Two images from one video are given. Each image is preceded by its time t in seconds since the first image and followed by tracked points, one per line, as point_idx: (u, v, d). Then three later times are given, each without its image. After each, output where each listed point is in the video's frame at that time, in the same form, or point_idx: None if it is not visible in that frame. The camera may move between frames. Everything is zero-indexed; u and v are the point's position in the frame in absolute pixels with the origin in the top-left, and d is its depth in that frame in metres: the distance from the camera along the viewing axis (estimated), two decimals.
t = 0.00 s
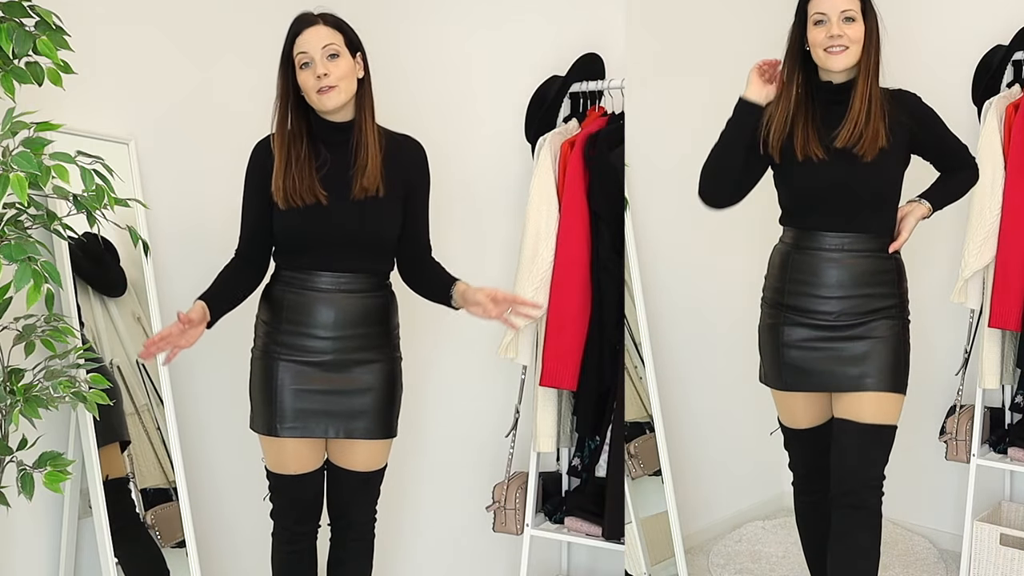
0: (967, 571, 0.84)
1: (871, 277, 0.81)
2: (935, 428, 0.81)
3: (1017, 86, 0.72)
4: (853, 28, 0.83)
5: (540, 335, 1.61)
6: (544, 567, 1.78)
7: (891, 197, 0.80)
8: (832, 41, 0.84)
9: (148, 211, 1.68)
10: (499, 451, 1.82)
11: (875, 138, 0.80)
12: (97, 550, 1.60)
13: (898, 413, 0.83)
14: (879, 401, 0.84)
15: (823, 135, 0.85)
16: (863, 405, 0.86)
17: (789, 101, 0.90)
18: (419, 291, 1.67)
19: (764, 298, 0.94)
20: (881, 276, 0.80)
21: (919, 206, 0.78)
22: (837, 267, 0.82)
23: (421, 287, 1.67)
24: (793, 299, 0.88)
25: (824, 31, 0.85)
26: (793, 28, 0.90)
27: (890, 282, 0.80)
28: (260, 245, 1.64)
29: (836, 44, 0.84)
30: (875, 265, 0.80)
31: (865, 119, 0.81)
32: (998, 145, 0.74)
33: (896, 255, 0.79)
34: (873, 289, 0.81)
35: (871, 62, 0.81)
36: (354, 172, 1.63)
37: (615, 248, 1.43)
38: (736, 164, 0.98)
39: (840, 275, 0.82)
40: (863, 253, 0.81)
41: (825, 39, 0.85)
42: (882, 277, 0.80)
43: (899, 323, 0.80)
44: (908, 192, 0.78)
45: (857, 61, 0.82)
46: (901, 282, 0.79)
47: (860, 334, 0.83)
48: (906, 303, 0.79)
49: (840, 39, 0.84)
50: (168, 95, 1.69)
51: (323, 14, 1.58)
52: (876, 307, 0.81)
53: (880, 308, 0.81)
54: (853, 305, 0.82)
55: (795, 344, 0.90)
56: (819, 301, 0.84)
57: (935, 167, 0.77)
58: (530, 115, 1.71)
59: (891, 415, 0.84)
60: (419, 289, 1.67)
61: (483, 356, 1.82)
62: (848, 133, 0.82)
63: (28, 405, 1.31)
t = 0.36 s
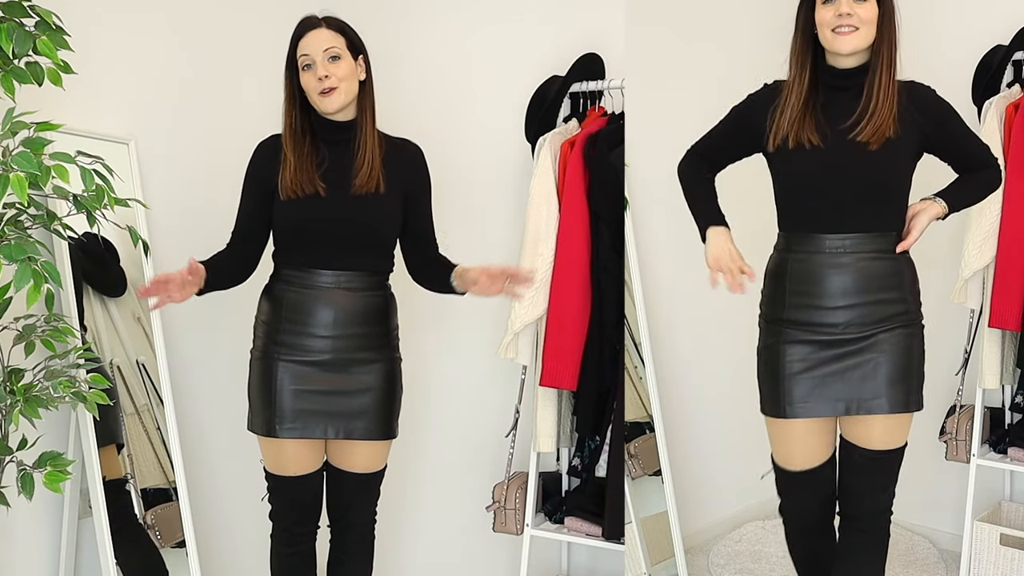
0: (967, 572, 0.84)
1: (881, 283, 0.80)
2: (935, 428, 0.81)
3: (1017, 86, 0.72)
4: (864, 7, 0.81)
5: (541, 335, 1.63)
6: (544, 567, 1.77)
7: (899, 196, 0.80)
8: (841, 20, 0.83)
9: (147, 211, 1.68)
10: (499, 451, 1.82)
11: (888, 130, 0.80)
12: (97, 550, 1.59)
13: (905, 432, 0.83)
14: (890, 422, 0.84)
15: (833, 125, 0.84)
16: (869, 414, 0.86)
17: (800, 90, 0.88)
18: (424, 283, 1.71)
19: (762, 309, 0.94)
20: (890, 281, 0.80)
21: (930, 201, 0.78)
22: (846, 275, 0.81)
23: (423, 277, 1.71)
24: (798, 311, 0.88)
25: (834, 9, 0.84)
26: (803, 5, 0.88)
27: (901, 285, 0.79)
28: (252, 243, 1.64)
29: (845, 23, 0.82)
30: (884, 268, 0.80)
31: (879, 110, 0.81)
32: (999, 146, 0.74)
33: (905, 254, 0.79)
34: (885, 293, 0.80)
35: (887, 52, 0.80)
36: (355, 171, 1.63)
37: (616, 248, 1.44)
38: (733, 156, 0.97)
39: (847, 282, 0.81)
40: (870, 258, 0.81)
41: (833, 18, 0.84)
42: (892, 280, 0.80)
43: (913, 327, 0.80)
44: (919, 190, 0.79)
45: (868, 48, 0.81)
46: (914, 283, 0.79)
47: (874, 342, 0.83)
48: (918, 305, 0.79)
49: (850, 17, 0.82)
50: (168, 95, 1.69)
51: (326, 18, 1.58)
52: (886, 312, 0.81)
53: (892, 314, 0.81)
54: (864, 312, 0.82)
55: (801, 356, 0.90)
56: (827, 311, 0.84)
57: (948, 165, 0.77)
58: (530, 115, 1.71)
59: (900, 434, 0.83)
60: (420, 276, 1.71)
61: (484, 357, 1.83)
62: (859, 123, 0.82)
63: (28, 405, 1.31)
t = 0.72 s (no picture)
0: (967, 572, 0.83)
1: (875, 283, 0.80)
2: (935, 428, 0.81)
3: (1017, 85, 0.72)
4: None
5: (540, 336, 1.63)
6: (544, 566, 1.77)
7: (900, 190, 0.81)
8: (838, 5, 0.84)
9: (148, 211, 1.68)
10: (499, 451, 1.83)
11: (891, 121, 0.81)
12: (97, 550, 1.59)
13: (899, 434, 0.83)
14: (885, 424, 0.84)
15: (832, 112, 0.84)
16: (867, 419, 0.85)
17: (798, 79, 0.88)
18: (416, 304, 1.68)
19: (752, 306, 0.95)
20: (883, 282, 0.80)
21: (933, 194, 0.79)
22: (837, 275, 0.81)
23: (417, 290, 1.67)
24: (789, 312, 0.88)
25: None
26: None
27: (896, 287, 0.79)
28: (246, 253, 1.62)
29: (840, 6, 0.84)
30: (877, 268, 0.80)
31: (881, 98, 0.81)
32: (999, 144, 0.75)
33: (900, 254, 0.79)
34: (880, 294, 0.80)
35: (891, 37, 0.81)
36: (359, 172, 1.63)
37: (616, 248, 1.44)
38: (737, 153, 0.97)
39: (839, 281, 0.81)
40: (864, 258, 0.81)
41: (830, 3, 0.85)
42: (887, 282, 0.80)
43: (908, 330, 0.80)
44: (920, 179, 0.80)
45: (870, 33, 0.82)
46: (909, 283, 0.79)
47: (870, 345, 0.82)
48: (911, 305, 0.79)
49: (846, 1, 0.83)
50: (168, 95, 1.70)
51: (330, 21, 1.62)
52: (880, 313, 0.81)
53: (889, 315, 0.80)
54: (857, 313, 0.81)
55: (792, 357, 0.89)
56: (818, 311, 0.84)
57: (954, 155, 0.77)
58: (530, 114, 1.71)
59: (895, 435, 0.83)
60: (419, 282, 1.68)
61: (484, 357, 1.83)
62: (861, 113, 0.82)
63: (27, 405, 1.31)
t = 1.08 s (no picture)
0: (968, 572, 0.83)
1: (854, 285, 0.82)
2: (935, 428, 0.81)
3: (1017, 85, 0.72)
4: None
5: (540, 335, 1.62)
6: (544, 566, 1.77)
7: (885, 185, 0.81)
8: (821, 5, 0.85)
9: (148, 211, 1.68)
10: (499, 451, 1.83)
11: (878, 117, 0.81)
12: (97, 550, 1.59)
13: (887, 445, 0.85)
14: (868, 426, 0.87)
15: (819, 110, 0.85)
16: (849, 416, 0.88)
17: (786, 77, 0.89)
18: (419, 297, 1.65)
19: (734, 300, 0.98)
20: (863, 285, 0.82)
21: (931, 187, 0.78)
22: (820, 274, 0.84)
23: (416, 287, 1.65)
24: (771, 306, 0.91)
25: None
26: None
27: (876, 289, 0.81)
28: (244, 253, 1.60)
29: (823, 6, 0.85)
30: (857, 271, 0.82)
31: (865, 95, 0.82)
32: (999, 144, 0.74)
33: (886, 255, 0.81)
34: (858, 296, 0.82)
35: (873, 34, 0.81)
36: (360, 171, 1.63)
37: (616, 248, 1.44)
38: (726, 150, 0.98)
39: (817, 280, 0.84)
40: (845, 261, 0.82)
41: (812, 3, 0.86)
42: (868, 285, 0.82)
43: (886, 333, 0.82)
44: (908, 174, 0.79)
45: (852, 30, 0.82)
46: (891, 286, 0.81)
47: (849, 343, 0.85)
48: (892, 310, 0.81)
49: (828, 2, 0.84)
50: (167, 96, 1.69)
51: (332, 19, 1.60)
52: (859, 313, 0.83)
53: (868, 315, 0.83)
54: (834, 312, 0.84)
55: (772, 347, 0.93)
56: (798, 306, 0.87)
57: (944, 153, 0.76)
58: (530, 114, 1.71)
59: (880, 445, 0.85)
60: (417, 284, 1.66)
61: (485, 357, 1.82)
62: (848, 110, 0.83)
63: (27, 405, 1.31)
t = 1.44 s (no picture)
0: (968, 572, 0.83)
1: (845, 287, 0.84)
2: (935, 428, 0.81)
3: (1017, 85, 0.71)
4: (831, 5, 0.85)
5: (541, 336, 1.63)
6: (545, 565, 1.77)
7: (878, 188, 0.82)
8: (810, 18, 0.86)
9: (148, 211, 1.68)
10: (499, 451, 1.83)
11: (860, 127, 0.83)
12: (97, 550, 1.59)
13: (899, 437, 0.85)
14: (867, 420, 0.88)
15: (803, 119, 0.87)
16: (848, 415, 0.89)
17: (772, 84, 0.91)
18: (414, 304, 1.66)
19: (720, 303, 0.99)
20: (855, 287, 0.84)
21: (913, 200, 0.79)
22: (812, 276, 0.86)
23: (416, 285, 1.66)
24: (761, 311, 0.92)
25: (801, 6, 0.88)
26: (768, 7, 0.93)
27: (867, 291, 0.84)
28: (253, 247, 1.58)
29: (812, 18, 0.86)
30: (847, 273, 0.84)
31: (846, 105, 0.84)
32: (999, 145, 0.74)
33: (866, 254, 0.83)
34: (850, 297, 0.84)
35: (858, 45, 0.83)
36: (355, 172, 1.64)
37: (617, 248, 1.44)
38: (715, 157, 1.00)
39: (808, 284, 0.86)
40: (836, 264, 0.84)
41: (801, 15, 0.88)
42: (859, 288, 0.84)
43: (878, 333, 0.84)
44: (894, 182, 0.81)
45: (838, 41, 0.84)
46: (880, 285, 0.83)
47: (840, 344, 0.87)
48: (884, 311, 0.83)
49: (817, 14, 0.86)
50: (167, 95, 1.69)
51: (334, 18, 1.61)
52: (850, 314, 0.85)
53: (858, 314, 0.85)
54: (826, 314, 0.86)
55: (761, 352, 0.94)
56: (787, 311, 0.88)
57: (908, 173, 0.80)
58: (530, 114, 1.71)
59: (891, 441, 0.85)
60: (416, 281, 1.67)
61: (484, 357, 1.82)
62: (830, 119, 0.85)
63: (27, 405, 1.31)
